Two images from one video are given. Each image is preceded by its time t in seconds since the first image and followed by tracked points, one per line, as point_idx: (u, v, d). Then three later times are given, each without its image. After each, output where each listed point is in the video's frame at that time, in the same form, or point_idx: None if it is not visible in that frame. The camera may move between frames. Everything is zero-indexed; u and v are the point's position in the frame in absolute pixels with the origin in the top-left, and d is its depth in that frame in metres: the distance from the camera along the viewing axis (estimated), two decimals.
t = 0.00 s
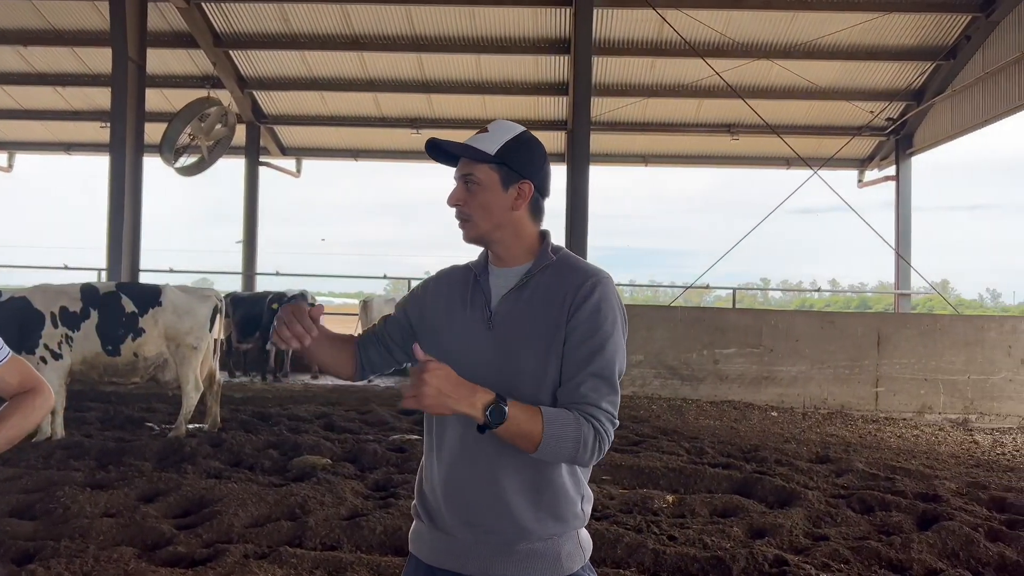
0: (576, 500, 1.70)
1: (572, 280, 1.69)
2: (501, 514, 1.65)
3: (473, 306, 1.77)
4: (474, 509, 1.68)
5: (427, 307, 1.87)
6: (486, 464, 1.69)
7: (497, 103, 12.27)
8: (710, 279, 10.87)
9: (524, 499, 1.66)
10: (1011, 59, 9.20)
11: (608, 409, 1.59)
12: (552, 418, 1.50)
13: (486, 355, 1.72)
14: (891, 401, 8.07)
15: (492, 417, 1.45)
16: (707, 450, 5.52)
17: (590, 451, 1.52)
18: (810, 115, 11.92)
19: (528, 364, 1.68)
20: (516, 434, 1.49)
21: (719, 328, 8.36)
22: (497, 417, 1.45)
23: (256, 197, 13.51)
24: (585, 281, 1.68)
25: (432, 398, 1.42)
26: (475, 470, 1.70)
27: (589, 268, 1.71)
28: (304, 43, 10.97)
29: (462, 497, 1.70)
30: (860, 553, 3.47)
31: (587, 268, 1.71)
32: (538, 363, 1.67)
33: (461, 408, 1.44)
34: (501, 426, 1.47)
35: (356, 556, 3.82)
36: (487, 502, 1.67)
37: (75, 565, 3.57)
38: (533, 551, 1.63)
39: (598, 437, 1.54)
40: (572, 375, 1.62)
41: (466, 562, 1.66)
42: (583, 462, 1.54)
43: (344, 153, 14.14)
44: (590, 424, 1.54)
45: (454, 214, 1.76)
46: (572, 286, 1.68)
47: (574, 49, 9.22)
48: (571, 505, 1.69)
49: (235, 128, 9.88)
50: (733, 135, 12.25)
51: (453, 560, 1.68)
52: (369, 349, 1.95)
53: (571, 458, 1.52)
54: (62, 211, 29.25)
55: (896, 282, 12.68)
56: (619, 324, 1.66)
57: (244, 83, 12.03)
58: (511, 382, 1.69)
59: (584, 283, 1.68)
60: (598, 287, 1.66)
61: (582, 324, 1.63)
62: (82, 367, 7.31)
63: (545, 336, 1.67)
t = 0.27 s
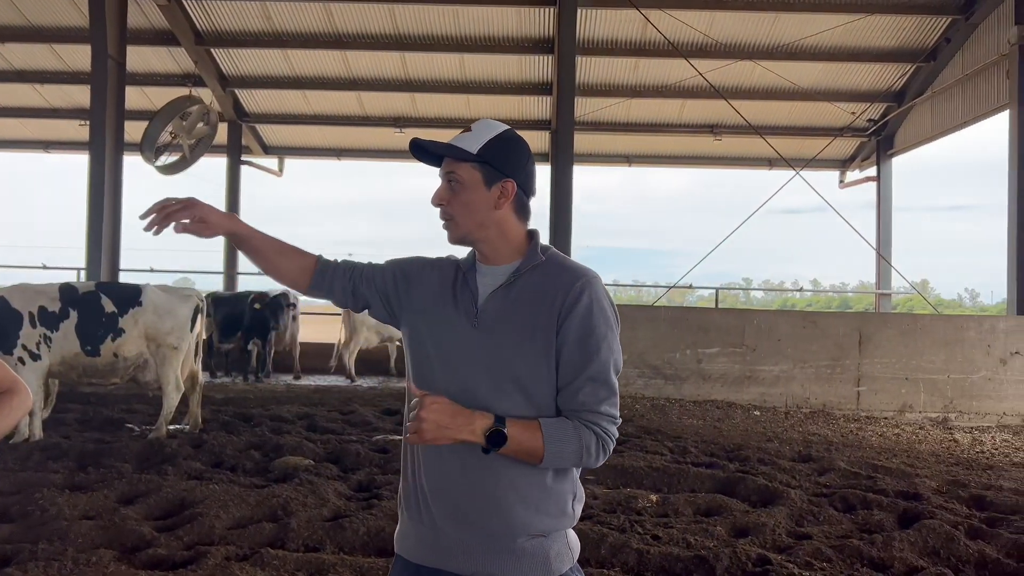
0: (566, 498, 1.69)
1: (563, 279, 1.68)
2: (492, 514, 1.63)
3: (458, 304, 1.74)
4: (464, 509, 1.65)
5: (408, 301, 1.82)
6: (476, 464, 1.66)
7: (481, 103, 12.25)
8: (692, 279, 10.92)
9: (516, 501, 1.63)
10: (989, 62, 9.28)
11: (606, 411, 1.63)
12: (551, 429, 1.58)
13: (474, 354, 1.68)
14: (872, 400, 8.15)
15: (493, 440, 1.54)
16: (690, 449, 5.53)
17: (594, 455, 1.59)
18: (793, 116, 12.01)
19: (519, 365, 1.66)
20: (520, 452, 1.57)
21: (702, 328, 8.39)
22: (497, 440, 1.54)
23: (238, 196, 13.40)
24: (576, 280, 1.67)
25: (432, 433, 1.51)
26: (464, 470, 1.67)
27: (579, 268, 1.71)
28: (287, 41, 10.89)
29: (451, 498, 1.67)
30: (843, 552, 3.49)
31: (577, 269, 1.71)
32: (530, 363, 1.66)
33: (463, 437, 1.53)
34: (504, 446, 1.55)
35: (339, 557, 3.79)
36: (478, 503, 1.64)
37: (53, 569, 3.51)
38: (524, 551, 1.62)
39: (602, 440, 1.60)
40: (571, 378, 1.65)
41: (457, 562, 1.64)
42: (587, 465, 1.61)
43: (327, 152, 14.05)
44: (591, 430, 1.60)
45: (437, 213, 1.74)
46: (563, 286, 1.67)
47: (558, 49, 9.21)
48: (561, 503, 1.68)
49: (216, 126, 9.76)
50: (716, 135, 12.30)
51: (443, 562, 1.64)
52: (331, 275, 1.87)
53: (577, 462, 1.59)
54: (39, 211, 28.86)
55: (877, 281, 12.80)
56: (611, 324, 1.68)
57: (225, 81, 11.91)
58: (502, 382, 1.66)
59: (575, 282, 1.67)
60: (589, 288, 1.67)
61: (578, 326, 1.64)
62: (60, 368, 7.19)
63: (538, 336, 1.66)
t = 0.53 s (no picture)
0: (552, 499, 1.68)
1: (549, 282, 1.67)
2: (476, 515, 1.61)
3: (446, 304, 1.72)
4: (448, 509, 1.64)
5: (396, 303, 1.81)
6: (461, 464, 1.64)
7: (467, 103, 12.23)
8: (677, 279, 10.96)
9: (501, 500, 1.62)
10: (968, 65, 9.35)
11: (591, 415, 1.62)
12: (530, 430, 1.58)
13: (460, 356, 1.67)
14: (855, 399, 8.21)
15: (472, 439, 1.55)
16: (675, 449, 5.54)
17: (576, 459, 1.58)
18: (777, 116, 12.08)
19: (505, 368, 1.64)
20: (501, 453, 1.57)
21: (688, 328, 8.42)
22: (476, 439, 1.55)
23: (222, 195, 13.29)
24: (564, 283, 1.67)
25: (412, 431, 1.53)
26: (449, 469, 1.65)
27: (566, 271, 1.70)
28: (271, 40, 10.82)
29: (436, 497, 1.65)
30: (826, 551, 3.50)
31: (565, 271, 1.70)
32: (516, 365, 1.65)
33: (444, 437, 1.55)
34: (483, 447, 1.56)
35: (324, 559, 3.76)
36: (462, 503, 1.62)
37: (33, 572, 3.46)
38: (508, 551, 1.61)
39: (583, 445, 1.59)
40: (556, 381, 1.64)
41: (440, 563, 1.62)
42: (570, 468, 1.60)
43: (311, 152, 13.97)
44: (574, 434, 1.59)
45: (425, 219, 1.71)
46: (549, 288, 1.66)
47: (543, 49, 9.21)
48: (546, 503, 1.67)
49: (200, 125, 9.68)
50: (701, 136, 12.35)
51: (427, 562, 1.63)
52: (324, 287, 1.86)
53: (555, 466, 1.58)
54: (19, 210, 28.51)
55: (860, 281, 12.90)
56: (598, 327, 1.66)
57: (209, 79, 11.82)
58: (488, 384, 1.65)
59: (562, 286, 1.66)
60: (576, 290, 1.66)
61: (563, 330, 1.63)
62: (41, 368, 7.10)
63: (524, 338, 1.65)
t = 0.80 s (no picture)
0: (538, 498, 1.67)
1: (535, 282, 1.66)
2: (461, 517, 1.59)
3: (433, 303, 1.70)
4: (433, 511, 1.62)
5: (382, 303, 1.79)
6: (445, 465, 1.63)
7: (454, 102, 12.20)
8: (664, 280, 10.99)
9: (486, 500, 1.61)
10: (952, 67, 9.42)
11: (576, 415, 1.61)
12: (514, 431, 1.57)
13: (445, 356, 1.65)
14: (841, 399, 8.25)
15: (454, 438, 1.55)
16: (662, 448, 5.55)
17: (560, 460, 1.58)
18: (764, 117, 12.13)
19: (490, 368, 1.63)
20: (482, 453, 1.57)
21: (675, 328, 8.43)
22: (458, 439, 1.54)
23: (207, 194, 13.19)
24: (551, 284, 1.65)
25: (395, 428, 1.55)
26: (434, 469, 1.64)
27: (554, 272, 1.69)
28: (257, 39, 10.75)
29: (421, 498, 1.63)
30: (812, 550, 3.51)
31: (553, 272, 1.68)
32: (501, 367, 1.63)
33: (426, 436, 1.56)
34: (465, 448, 1.56)
35: (310, 560, 3.72)
36: (447, 504, 1.61)
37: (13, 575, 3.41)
38: (493, 553, 1.59)
39: (568, 444, 1.58)
40: (540, 383, 1.62)
41: (425, 566, 1.60)
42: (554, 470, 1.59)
43: (298, 151, 13.90)
44: (557, 434, 1.58)
45: (419, 208, 1.69)
46: (535, 289, 1.65)
47: (530, 49, 9.20)
48: (531, 505, 1.65)
49: (185, 123, 9.60)
50: (688, 137, 12.39)
51: (412, 565, 1.61)
52: (306, 303, 1.83)
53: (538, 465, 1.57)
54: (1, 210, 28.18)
55: (846, 282, 12.98)
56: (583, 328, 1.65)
57: (194, 78, 11.73)
58: (472, 385, 1.64)
59: (548, 286, 1.65)
60: (562, 291, 1.64)
61: (549, 331, 1.62)
62: (23, 369, 7.04)
63: (509, 339, 1.63)
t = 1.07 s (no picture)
0: (525, 502, 1.66)
1: (525, 286, 1.65)
2: (448, 521, 1.59)
3: (424, 305, 1.71)
4: (420, 515, 1.61)
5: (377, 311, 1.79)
6: (432, 468, 1.62)
7: (445, 102, 12.17)
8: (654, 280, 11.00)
9: (474, 503, 1.60)
10: (939, 69, 9.47)
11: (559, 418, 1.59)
12: (495, 429, 1.54)
13: (435, 359, 1.65)
14: (829, 398, 8.29)
15: (433, 431, 1.54)
16: (652, 448, 5.55)
17: (540, 462, 1.55)
18: (753, 118, 12.18)
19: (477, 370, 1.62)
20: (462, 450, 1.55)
21: (665, 328, 8.45)
22: (438, 432, 1.53)
23: (196, 194, 13.11)
24: (539, 287, 1.64)
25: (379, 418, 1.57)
26: (422, 472, 1.63)
27: (543, 276, 1.67)
28: (245, 38, 10.69)
29: (409, 502, 1.63)
30: (801, 549, 3.53)
31: (543, 276, 1.67)
32: (488, 369, 1.62)
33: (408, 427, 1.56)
34: (445, 441, 1.55)
35: (299, 561, 3.70)
36: (435, 508, 1.60)
37: None
38: (480, 556, 1.58)
39: (549, 447, 1.56)
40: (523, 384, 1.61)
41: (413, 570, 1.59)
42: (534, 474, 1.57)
43: (287, 150, 13.84)
44: (537, 435, 1.55)
45: (418, 190, 1.71)
46: (524, 292, 1.64)
47: (521, 49, 9.19)
48: (519, 508, 1.64)
49: (174, 123, 9.54)
50: (678, 137, 12.41)
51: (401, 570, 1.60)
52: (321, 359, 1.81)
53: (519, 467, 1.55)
54: None
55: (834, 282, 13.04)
56: (569, 332, 1.63)
57: (183, 77, 11.65)
58: (460, 388, 1.63)
59: (536, 289, 1.64)
60: (552, 295, 1.63)
61: (535, 332, 1.60)
62: (12, 369, 7.12)
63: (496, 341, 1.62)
